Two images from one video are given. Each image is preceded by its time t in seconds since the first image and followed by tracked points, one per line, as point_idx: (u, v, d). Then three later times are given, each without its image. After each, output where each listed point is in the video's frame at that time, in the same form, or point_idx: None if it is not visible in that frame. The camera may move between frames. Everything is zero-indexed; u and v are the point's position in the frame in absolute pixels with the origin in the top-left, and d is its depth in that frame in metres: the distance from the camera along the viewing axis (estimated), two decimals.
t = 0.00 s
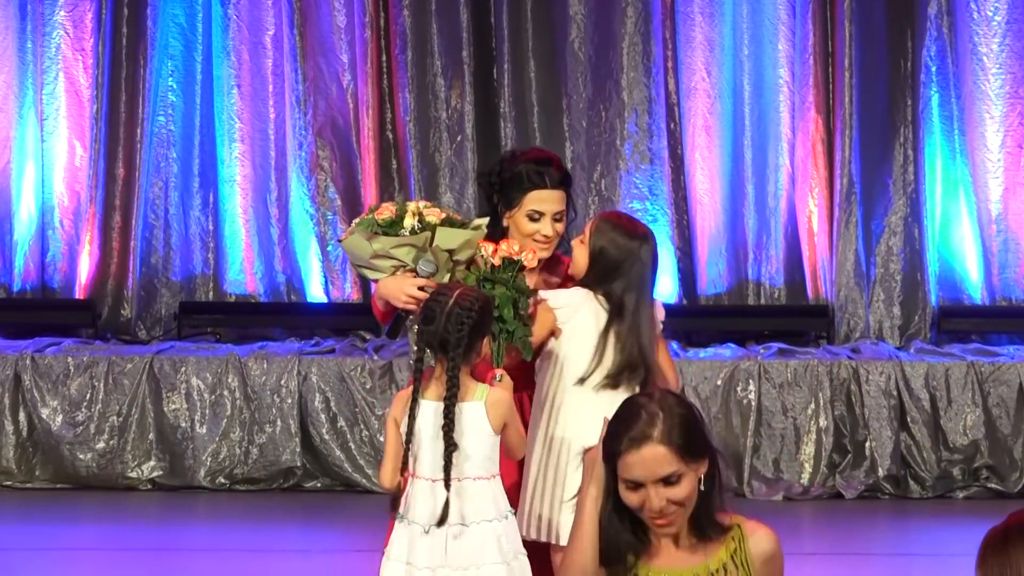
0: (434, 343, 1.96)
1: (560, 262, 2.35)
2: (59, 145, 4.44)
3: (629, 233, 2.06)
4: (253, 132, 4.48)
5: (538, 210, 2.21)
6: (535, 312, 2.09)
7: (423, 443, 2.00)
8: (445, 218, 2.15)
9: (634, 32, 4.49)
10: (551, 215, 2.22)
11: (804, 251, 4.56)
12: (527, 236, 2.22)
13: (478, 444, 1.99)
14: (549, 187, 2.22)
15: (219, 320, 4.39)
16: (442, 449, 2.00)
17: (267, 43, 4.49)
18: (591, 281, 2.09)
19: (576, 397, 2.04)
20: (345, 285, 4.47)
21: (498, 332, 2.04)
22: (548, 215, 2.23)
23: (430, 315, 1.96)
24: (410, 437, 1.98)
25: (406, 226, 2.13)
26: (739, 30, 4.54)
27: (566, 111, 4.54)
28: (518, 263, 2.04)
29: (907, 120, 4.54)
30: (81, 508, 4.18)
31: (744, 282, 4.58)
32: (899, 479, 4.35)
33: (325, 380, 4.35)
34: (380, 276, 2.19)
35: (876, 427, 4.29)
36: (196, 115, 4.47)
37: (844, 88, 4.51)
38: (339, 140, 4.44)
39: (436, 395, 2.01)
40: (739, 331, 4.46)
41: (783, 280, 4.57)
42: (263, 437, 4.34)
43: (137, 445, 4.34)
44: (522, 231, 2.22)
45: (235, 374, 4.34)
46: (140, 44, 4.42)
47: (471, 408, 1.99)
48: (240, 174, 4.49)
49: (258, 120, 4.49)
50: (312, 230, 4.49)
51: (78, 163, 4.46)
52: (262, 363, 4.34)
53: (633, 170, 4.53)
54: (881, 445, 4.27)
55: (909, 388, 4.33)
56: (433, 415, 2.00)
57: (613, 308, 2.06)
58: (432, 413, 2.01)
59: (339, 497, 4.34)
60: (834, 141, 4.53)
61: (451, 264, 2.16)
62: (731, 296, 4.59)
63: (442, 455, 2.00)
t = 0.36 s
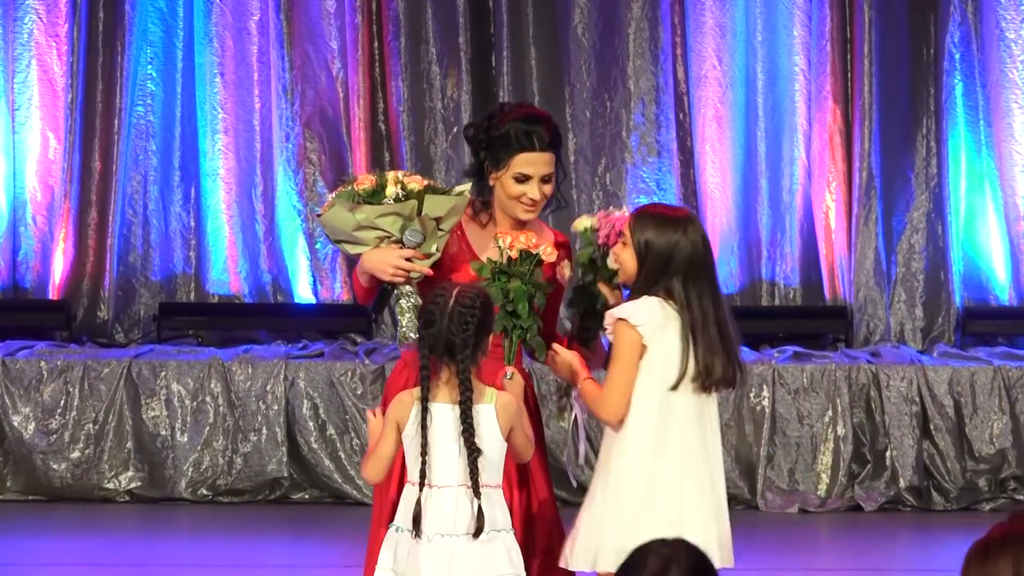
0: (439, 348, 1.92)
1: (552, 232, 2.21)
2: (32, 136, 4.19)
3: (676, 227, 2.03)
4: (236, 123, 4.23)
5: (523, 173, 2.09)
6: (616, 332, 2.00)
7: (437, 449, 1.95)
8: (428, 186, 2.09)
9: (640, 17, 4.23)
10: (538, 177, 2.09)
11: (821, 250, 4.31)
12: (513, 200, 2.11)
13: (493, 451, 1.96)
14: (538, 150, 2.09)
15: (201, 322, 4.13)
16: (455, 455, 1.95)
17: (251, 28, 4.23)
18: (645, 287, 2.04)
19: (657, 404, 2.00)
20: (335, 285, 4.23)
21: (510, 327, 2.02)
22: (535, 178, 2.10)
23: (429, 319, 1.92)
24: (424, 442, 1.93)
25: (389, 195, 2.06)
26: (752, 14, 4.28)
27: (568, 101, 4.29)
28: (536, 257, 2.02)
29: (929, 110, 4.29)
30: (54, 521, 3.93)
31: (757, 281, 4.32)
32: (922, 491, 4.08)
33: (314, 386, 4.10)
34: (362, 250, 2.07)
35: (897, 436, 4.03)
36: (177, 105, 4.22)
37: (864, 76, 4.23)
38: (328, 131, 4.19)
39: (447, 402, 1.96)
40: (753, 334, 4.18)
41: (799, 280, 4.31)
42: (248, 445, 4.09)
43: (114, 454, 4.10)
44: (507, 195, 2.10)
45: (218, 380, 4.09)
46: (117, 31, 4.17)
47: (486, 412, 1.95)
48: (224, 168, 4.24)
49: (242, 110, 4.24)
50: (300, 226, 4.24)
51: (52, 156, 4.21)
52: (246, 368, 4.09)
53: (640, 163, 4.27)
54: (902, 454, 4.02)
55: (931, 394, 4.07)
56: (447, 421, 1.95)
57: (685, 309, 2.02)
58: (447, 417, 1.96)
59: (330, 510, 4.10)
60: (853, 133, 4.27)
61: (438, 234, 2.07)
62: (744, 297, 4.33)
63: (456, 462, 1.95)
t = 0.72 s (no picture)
0: (427, 353, 1.76)
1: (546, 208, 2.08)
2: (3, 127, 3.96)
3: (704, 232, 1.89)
4: (220, 114, 3.99)
5: (497, 136, 1.99)
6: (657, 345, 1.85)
7: (419, 456, 1.78)
8: (414, 169, 1.92)
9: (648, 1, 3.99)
10: (510, 140, 1.98)
11: (840, 249, 4.07)
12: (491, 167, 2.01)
13: (478, 458, 1.79)
14: (507, 111, 1.99)
15: (182, 326, 3.89)
16: (437, 462, 1.78)
17: (236, 13, 3.99)
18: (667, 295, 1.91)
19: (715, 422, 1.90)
20: (323, 285, 4.00)
21: (550, 313, 1.86)
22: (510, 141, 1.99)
23: (413, 320, 1.77)
24: (406, 449, 1.77)
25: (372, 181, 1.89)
26: None
27: (571, 90, 4.05)
28: (588, 245, 1.83)
29: (954, 101, 4.04)
30: (25, 536, 3.69)
31: (771, 282, 4.09)
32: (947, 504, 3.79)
33: (301, 393, 3.85)
34: (348, 240, 1.91)
35: (920, 445, 3.73)
36: (156, 95, 3.98)
37: (886, 64, 3.98)
38: (318, 122, 3.96)
39: (430, 406, 1.79)
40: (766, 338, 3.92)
41: (816, 280, 4.08)
42: (232, 456, 3.85)
43: (90, 464, 3.85)
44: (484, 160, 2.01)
45: (200, 387, 3.85)
46: (93, 16, 3.94)
47: (469, 418, 1.79)
48: (206, 161, 4.00)
49: (226, 100, 4.00)
50: (287, 222, 4.00)
51: (24, 149, 3.99)
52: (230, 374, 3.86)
53: (648, 157, 4.03)
54: (925, 465, 3.73)
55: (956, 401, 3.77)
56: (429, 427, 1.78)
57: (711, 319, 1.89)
58: (429, 422, 1.79)
59: (320, 524, 3.86)
60: (874, 124, 4.02)
61: (427, 220, 1.90)
62: (758, 298, 4.09)
63: (439, 469, 1.78)
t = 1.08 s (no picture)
0: (429, 354, 1.57)
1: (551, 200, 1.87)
2: None
3: (696, 216, 1.69)
4: (202, 103, 3.77)
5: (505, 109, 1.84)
6: (673, 353, 1.65)
7: (418, 464, 1.59)
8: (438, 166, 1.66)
9: None
10: (518, 113, 1.84)
11: (859, 246, 3.83)
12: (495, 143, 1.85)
13: (487, 469, 1.60)
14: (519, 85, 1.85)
15: (162, 328, 3.66)
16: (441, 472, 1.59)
17: None
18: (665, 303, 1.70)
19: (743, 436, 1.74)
20: (312, 285, 3.78)
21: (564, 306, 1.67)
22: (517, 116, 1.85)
23: (415, 322, 1.58)
24: (398, 457, 1.58)
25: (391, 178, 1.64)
26: None
27: (574, 78, 3.82)
28: (600, 235, 1.66)
29: (981, 90, 3.80)
30: None
31: (786, 281, 3.85)
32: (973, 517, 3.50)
33: (287, 399, 3.60)
34: (364, 237, 1.70)
35: (945, 454, 3.45)
36: (134, 83, 3.77)
37: (908, 51, 3.75)
38: (305, 111, 3.74)
39: (435, 411, 1.60)
40: (780, 341, 3.69)
41: (834, 279, 3.84)
42: (214, 466, 3.59)
43: (64, 476, 3.58)
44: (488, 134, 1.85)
45: (181, 393, 3.59)
46: None
47: (475, 425, 1.59)
48: (187, 154, 3.78)
49: (208, 89, 3.78)
50: (273, 218, 3.77)
51: None
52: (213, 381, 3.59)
53: (655, 149, 3.80)
54: (950, 476, 3.44)
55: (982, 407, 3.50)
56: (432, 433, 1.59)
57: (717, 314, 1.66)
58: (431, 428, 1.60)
59: (307, 539, 3.62)
60: (895, 115, 3.79)
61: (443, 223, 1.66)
62: (772, 300, 3.85)
63: (439, 479, 1.59)
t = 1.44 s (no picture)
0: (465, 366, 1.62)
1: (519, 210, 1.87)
2: None
3: (706, 218, 1.72)
4: (181, 98, 3.55)
5: (498, 122, 1.85)
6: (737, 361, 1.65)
7: (464, 486, 1.63)
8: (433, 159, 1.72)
9: None
10: (515, 131, 1.85)
11: (880, 250, 3.62)
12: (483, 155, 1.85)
13: (528, 483, 1.66)
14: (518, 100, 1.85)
15: (137, 338, 3.43)
16: (485, 489, 1.64)
17: None
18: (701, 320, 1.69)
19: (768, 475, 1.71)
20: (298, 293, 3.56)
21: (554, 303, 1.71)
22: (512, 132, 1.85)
23: (441, 333, 1.63)
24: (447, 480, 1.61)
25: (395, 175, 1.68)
26: None
27: (578, 72, 3.59)
28: (589, 231, 1.74)
29: (1011, 84, 3.57)
30: None
31: (802, 288, 3.64)
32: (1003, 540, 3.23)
33: (271, 413, 3.34)
34: (360, 237, 1.70)
35: (972, 472, 3.18)
36: (109, 78, 3.55)
37: (933, 41, 3.51)
38: (291, 107, 3.52)
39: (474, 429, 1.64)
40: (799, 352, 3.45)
41: (854, 286, 3.63)
42: (195, 486, 3.33)
43: (35, 496, 3.32)
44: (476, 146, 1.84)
45: (160, 407, 3.33)
46: None
47: (517, 439, 1.66)
48: (166, 152, 3.56)
49: (188, 83, 3.56)
50: (258, 220, 3.55)
51: None
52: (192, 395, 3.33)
53: (664, 148, 3.59)
54: (979, 497, 3.17)
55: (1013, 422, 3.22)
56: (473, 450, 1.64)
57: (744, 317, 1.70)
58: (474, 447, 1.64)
59: (293, 563, 3.37)
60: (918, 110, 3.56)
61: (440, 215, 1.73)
62: (788, 309, 3.63)
63: (487, 498, 1.64)
